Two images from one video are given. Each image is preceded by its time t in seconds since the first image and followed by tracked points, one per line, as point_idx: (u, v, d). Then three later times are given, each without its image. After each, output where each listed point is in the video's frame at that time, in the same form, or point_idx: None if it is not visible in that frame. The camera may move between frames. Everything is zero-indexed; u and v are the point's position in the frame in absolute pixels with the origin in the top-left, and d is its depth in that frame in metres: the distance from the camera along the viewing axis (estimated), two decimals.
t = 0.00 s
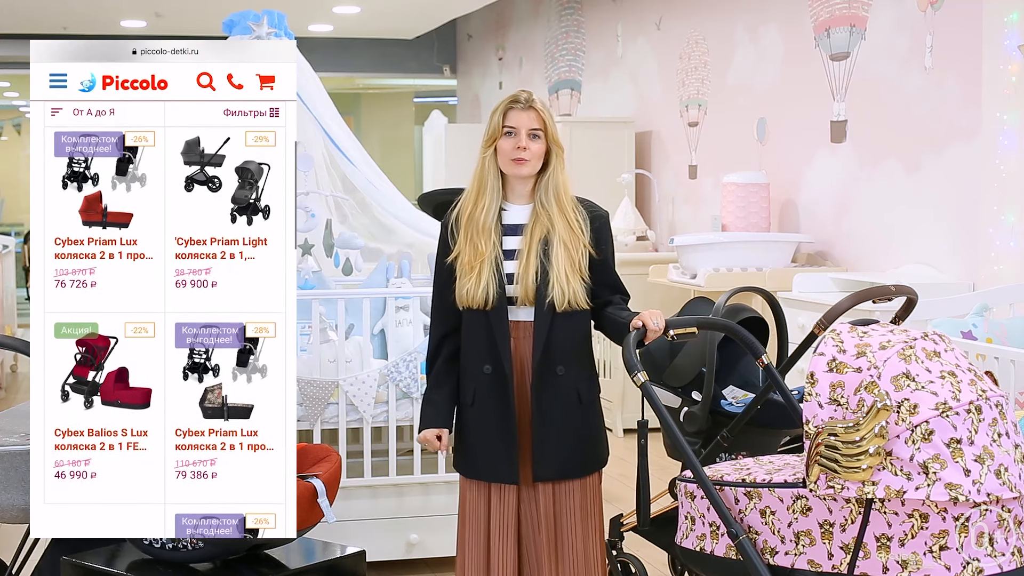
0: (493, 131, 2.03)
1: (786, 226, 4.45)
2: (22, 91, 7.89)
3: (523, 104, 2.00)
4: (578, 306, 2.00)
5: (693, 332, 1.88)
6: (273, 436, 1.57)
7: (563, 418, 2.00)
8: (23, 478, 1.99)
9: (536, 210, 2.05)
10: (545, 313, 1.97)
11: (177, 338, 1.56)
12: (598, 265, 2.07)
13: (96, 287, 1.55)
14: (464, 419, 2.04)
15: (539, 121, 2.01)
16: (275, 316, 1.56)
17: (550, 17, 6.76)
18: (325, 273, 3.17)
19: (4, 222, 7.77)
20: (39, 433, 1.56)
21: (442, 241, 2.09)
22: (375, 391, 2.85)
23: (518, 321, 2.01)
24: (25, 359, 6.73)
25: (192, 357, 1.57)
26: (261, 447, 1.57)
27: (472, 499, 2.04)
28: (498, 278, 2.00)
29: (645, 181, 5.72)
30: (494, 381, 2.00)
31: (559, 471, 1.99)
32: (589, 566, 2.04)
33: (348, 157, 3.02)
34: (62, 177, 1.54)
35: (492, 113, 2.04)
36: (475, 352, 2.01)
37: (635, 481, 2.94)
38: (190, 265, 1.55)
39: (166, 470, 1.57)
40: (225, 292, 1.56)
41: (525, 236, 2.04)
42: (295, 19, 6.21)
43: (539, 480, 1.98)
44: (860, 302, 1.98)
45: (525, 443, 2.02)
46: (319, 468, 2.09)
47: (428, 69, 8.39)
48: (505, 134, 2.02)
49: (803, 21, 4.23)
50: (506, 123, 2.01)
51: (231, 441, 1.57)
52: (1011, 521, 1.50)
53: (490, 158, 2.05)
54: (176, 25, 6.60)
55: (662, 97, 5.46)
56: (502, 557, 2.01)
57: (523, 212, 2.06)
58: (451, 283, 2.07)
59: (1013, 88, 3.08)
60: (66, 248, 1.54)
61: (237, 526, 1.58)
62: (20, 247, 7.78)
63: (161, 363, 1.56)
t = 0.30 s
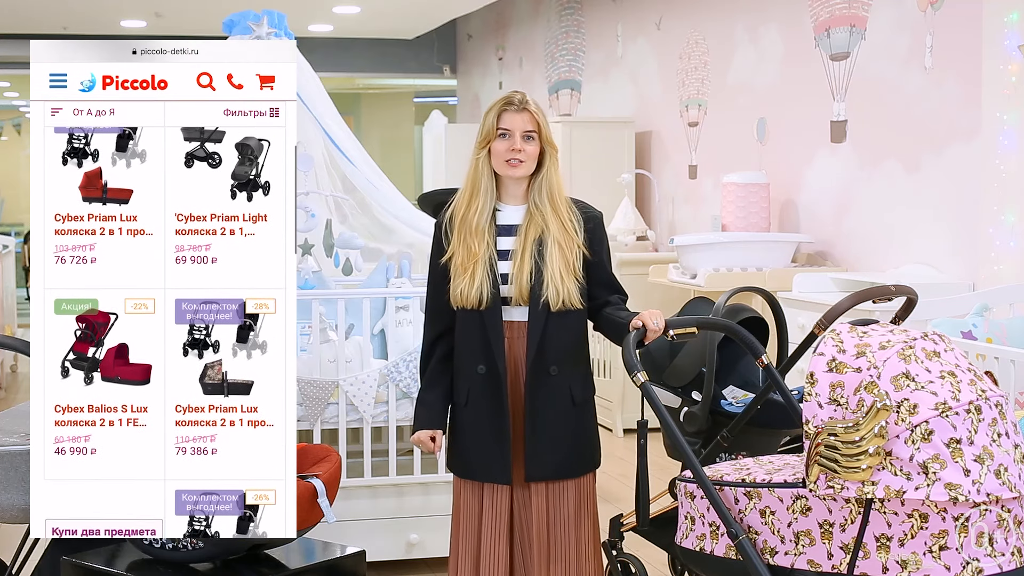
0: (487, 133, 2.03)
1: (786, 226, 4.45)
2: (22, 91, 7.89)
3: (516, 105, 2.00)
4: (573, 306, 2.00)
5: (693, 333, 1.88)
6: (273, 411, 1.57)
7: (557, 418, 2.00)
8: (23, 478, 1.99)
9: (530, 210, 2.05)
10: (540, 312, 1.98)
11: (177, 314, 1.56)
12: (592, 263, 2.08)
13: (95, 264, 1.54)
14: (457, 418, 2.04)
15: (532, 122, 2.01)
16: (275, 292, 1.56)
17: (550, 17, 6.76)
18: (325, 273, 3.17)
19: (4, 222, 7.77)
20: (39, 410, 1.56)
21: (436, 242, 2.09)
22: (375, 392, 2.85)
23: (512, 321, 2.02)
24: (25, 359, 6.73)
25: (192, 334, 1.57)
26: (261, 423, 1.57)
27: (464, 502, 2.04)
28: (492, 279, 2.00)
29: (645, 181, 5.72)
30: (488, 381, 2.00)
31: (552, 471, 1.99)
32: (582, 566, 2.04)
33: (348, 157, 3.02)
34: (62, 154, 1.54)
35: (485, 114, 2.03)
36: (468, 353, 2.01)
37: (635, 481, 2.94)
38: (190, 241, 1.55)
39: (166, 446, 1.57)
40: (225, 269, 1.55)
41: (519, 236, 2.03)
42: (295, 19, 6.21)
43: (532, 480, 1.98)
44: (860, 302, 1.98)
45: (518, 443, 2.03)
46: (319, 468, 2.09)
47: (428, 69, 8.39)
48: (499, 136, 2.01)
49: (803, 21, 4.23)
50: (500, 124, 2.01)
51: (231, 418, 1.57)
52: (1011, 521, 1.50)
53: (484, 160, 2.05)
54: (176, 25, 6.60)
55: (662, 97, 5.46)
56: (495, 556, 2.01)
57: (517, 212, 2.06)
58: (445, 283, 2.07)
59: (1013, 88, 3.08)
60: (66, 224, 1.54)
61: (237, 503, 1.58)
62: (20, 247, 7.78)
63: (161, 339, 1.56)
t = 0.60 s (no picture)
0: (484, 135, 2.03)
1: (786, 226, 4.45)
2: (22, 91, 7.89)
3: (513, 105, 2.00)
4: (574, 306, 2.01)
5: (693, 333, 1.88)
6: (273, 390, 1.56)
7: (557, 418, 2.00)
8: (23, 477, 1.99)
9: (530, 210, 2.05)
10: (541, 312, 1.98)
11: (177, 293, 1.56)
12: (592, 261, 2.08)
13: (95, 242, 1.54)
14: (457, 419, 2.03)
15: (529, 122, 2.00)
16: (276, 270, 1.56)
17: (550, 17, 6.76)
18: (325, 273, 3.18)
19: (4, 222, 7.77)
20: (39, 390, 1.56)
21: (434, 243, 2.08)
22: (375, 391, 2.85)
23: (512, 321, 2.02)
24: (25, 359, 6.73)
25: (192, 312, 1.56)
26: (261, 401, 1.56)
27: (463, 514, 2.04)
28: (493, 279, 1.99)
29: (645, 181, 5.72)
30: (489, 381, 2.00)
31: (552, 471, 1.99)
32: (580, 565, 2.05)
33: (348, 157, 3.02)
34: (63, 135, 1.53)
35: (482, 115, 2.03)
36: (468, 353, 2.01)
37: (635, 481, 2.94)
38: (190, 221, 1.55)
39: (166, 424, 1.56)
40: (225, 248, 1.55)
41: (519, 236, 2.03)
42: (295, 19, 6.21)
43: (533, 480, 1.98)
44: (860, 302, 1.98)
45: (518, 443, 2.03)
46: (319, 468, 2.09)
47: (428, 69, 8.39)
48: (497, 137, 2.01)
49: (803, 21, 4.23)
50: (497, 125, 2.01)
51: (231, 397, 1.57)
52: (1011, 521, 1.50)
53: (482, 161, 2.04)
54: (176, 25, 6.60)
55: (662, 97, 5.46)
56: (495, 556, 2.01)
57: (517, 212, 2.06)
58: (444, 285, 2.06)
59: (1013, 88, 3.08)
60: (66, 203, 1.53)
61: (237, 482, 1.58)
62: (20, 247, 7.77)
63: (161, 318, 1.56)
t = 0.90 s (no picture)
0: (483, 139, 2.03)
1: (786, 226, 4.45)
2: (22, 91, 7.88)
3: (508, 110, 2.00)
4: (577, 305, 2.01)
5: (693, 332, 1.88)
6: (273, 367, 1.56)
7: (559, 418, 2.00)
8: (23, 477, 1.99)
9: (531, 211, 2.05)
10: (545, 312, 1.98)
11: (177, 270, 1.56)
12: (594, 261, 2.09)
13: (95, 219, 1.54)
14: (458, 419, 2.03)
15: (528, 126, 2.00)
16: (276, 248, 1.56)
17: (550, 17, 6.76)
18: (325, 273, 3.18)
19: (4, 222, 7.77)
20: (38, 368, 1.55)
21: (435, 245, 2.07)
22: (375, 391, 2.85)
23: (515, 321, 2.02)
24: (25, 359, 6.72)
25: (192, 290, 1.56)
26: (261, 378, 1.56)
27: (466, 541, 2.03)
28: (496, 279, 2.00)
29: (645, 181, 5.72)
30: (491, 381, 2.00)
31: (554, 471, 1.99)
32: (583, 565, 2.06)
33: (348, 158, 3.02)
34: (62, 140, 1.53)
35: (480, 120, 2.03)
36: (470, 352, 2.01)
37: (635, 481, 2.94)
38: (190, 197, 1.55)
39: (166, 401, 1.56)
40: (225, 225, 1.55)
41: (522, 237, 2.04)
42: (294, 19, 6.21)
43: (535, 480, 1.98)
44: (860, 302, 1.98)
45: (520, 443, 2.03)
46: (319, 468, 2.09)
47: (428, 69, 8.39)
48: (495, 142, 2.02)
49: (803, 21, 4.23)
50: (495, 129, 2.01)
51: (231, 374, 1.56)
52: (1011, 521, 1.50)
53: (482, 165, 2.04)
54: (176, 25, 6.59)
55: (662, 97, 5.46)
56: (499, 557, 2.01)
57: (518, 213, 2.06)
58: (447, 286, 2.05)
59: (1013, 88, 3.08)
60: (66, 180, 1.53)
61: (237, 459, 1.58)
62: (20, 246, 7.77)
63: (160, 295, 1.56)
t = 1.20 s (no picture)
0: (487, 139, 2.04)
1: (786, 226, 4.45)
2: (22, 91, 7.88)
3: (514, 109, 2.00)
4: (580, 306, 2.01)
5: (694, 332, 1.88)
6: (273, 340, 1.55)
7: (562, 419, 2.00)
8: (23, 478, 1.99)
9: (534, 212, 2.05)
10: (547, 313, 1.98)
11: (177, 244, 1.54)
12: (597, 263, 2.09)
13: (95, 192, 1.53)
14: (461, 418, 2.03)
15: (532, 127, 2.00)
16: (276, 221, 1.55)
17: (550, 17, 6.76)
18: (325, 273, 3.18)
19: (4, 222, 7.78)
20: (37, 342, 1.54)
21: (438, 246, 2.08)
22: (375, 391, 2.84)
23: (518, 321, 2.01)
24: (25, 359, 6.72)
25: (192, 263, 1.55)
26: (260, 352, 1.55)
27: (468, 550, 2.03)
28: (499, 280, 2.00)
29: (645, 181, 5.72)
30: (494, 382, 2.00)
31: (556, 472, 1.99)
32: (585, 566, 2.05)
33: (348, 157, 3.02)
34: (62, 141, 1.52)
35: (484, 120, 2.03)
36: (473, 351, 2.01)
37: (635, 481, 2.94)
38: (190, 170, 1.54)
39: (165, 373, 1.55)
40: (225, 198, 1.54)
41: (525, 237, 2.04)
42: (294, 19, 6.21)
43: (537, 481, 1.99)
44: (860, 302, 1.98)
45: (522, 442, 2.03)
46: (319, 468, 2.09)
47: (428, 69, 8.40)
48: (499, 142, 2.02)
49: (803, 21, 4.23)
50: (499, 130, 2.01)
51: (231, 347, 1.55)
52: (1011, 521, 1.50)
53: (486, 165, 2.04)
54: (176, 25, 6.60)
55: (662, 97, 5.46)
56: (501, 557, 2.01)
57: (521, 213, 2.06)
58: (450, 285, 2.06)
59: (1013, 88, 3.08)
60: (66, 153, 1.52)
61: (237, 433, 1.57)
62: (20, 247, 7.77)
63: (161, 267, 1.55)
